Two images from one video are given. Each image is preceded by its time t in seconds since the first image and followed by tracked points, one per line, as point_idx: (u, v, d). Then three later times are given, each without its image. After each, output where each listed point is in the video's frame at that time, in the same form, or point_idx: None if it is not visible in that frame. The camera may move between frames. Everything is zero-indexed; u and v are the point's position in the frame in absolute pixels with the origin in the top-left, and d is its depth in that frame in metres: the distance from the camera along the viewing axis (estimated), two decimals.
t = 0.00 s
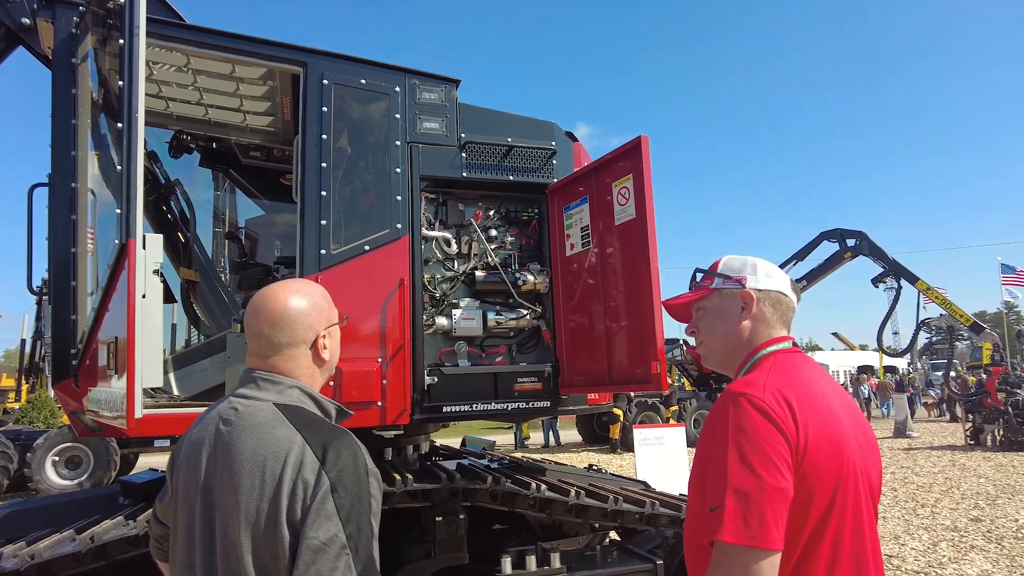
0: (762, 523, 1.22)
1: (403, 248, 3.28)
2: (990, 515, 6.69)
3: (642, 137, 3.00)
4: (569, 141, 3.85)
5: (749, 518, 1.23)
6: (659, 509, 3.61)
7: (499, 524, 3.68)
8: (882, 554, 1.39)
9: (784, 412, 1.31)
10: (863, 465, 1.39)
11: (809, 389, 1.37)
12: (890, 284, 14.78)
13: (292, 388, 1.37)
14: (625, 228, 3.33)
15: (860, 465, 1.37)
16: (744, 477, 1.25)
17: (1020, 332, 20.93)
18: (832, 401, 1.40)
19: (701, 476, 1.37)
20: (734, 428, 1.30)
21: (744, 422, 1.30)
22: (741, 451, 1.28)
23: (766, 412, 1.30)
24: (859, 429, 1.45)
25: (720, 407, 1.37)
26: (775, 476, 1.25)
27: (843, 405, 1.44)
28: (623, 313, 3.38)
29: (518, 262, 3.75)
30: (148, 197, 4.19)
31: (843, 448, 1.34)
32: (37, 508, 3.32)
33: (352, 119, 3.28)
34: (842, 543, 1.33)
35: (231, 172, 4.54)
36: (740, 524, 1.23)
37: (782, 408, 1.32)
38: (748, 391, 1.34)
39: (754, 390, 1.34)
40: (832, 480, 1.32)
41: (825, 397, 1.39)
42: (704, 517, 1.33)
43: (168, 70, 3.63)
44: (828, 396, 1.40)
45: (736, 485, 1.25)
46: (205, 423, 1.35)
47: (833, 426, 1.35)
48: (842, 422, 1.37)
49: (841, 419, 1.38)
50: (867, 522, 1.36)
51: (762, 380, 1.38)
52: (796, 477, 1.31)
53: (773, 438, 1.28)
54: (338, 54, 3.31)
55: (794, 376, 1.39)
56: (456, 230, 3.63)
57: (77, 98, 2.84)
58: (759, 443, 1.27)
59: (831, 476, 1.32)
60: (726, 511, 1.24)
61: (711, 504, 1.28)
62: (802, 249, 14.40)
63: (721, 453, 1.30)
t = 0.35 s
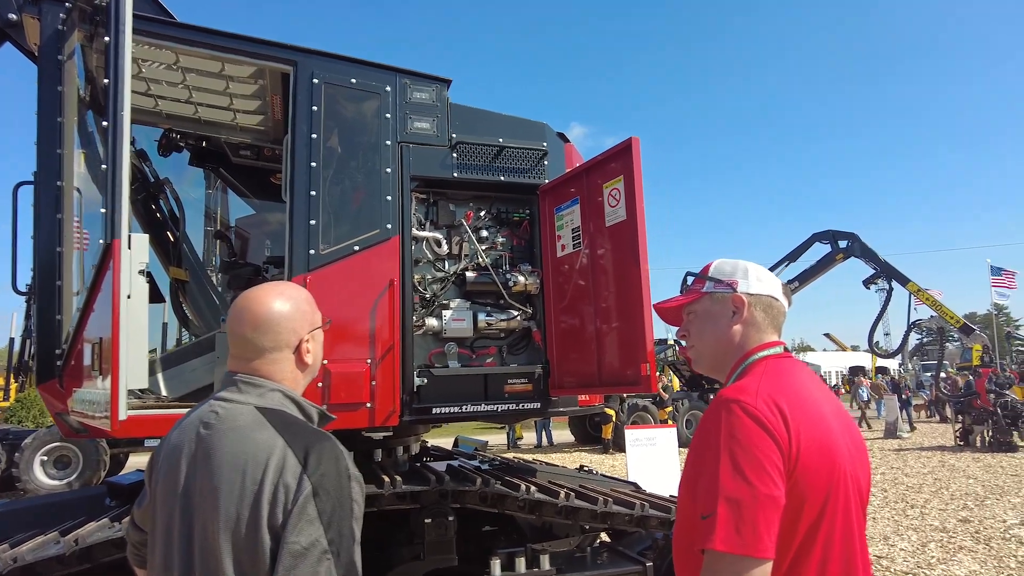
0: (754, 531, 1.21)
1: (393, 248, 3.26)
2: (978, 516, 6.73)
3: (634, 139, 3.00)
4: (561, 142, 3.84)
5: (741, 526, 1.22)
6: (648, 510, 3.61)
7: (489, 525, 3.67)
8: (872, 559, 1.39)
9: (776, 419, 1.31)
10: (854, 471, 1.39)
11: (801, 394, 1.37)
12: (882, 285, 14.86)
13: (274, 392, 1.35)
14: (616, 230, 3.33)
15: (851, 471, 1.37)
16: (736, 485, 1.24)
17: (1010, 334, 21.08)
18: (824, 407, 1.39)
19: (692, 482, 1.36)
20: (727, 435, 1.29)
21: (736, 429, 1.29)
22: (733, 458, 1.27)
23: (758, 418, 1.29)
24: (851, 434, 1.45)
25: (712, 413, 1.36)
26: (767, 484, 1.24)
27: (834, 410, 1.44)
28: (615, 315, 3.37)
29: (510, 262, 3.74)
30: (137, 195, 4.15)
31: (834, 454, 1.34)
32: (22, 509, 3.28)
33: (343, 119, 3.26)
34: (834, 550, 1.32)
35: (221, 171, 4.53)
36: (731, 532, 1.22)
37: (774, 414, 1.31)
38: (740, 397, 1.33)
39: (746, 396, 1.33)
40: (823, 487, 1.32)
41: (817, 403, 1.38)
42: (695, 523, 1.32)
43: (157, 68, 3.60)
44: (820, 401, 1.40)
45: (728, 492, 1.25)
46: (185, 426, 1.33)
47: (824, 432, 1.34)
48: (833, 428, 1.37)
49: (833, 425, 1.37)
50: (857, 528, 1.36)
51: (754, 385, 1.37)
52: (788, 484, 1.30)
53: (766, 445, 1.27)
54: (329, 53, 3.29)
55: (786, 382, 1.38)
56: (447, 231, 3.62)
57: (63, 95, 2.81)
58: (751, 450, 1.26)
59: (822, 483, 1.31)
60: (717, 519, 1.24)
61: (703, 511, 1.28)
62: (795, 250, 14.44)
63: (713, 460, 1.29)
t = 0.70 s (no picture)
0: (727, 533, 1.20)
1: (379, 247, 3.24)
2: (969, 515, 6.74)
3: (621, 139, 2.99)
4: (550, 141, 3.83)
5: (714, 529, 1.21)
6: (636, 511, 3.61)
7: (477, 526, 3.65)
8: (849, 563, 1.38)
9: (753, 421, 1.29)
10: (833, 473, 1.37)
11: (778, 396, 1.35)
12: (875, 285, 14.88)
13: (240, 392, 1.33)
14: (604, 230, 3.31)
15: (829, 473, 1.35)
16: (710, 487, 1.23)
17: (1003, 333, 21.16)
18: (803, 410, 1.37)
19: (667, 484, 1.34)
20: (702, 437, 1.28)
21: (711, 431, 1.28)
22: (708, 460, 1.25)
23: (734, 421, 1.28)
24: (831, 436, 1.43)
25: (689, 414, 1.34)
26: (741, 486, 1.23)
27: (814, 412, 1.42)
28: (603, 315, 3.36)
29: (497, 262, 3.72)
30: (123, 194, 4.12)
31: (811, 456, 1.33)
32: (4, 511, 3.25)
33: (328, 117, 3.23)
34: (810, 552, 1.31)
35: (210, 170, 4.49)
36: (705, 535, 1.21)
37: (751, 417, 1.29)
38: (716, 399, 1.32)
39: (722, 397, 1.32)
40: (799, 489, 1.30)
41: (795, 405, 1.37)
42: (670, 525, 1.31)
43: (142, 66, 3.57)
44: (798, 404, 1.38)
45: (702, 494, 1.23)
46: (151, 429, 1.31)
47: (801, 434, 1.33)
48: (811, 430, 1.35)
49: (810, 427, 1.36)
50: (834, 530, 1.34)
51: (731, 387, 1.35)
52: (764, 486, 1.29)
53: (741, 447, 1.26)
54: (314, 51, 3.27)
55: (763, 383, 1.37)
56: (435, 230, 3.60)
57: (45, 92, 2.77)
58: (726, 452, 1.25)
59: (798, 485, 1.30)
60: (691, 521, 1.22)
61: (677, 513, 1.26)
62: (789, 250, 14.46)
63: (689, 462, 1.28)
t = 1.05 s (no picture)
0: (702, 530, 1.19)
1: (369, 244, 3.22)
2: (963, 514, 6.74)
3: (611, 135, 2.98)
4: (542, 138, 3.82)
5: (688, 525, 1.20)
6: (627, 510, 3.60)
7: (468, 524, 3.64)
8: (830, 559, 1.36)
9: (730, 417, 1.28)
10: (812, 470, 1.36)
11: (757, 392, 1.34)
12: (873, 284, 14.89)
13: (207, 387, 1.32)
14: (595, 227, 3.30)
15: (809, 470, 1.34)
16: (685, 484, 1.22)
17: (999, 332, 21.20)
18: (783, 406, 1.36)
19: (644, 481, 1.34)
20: (678, 433, 1.27)
21: (688, 427, 1.26)
22: (684, 456, 1.24)
23: (711, 417, 1.27)
24: (812, 433, 1.41)
25: (666, 410, 1.33)
26: (716, 482, 1.22)
27: (795, 408, 1.41)
28: (593, 313, 3.35)
29: (489, 259, 3.72)
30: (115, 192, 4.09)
31: (790, 452, 1.31)
32: None
33: (319, 113, 3.21)
34: (788, 549, 1.30)
35: (202, 167, 4.47)
36: (679, 531, 1.20)
37: (728, 413, 1.28)
38: (694, 394, 1.30)
39: (700, 393, 1.31)
40: (777, 486, 1.29)
41: (774, 401, 1.36)
42: (646, 521, 1.30)
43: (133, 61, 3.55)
44: (777, 400, 1.37)
45: (677, 491, 1.22)
46: (126, 427, 1.31)
47: (779, 430, 1.32)
48: (790, 427, 1.34)
49: (789, 423, 1.34)
50: (813, 526, 1.33)
51: (709, 383, 1.34)
52: (742, 483, 1.28)
53: (717, 443, 1.24)
54: (305, 46, 3.25)
55: (742, 379, 1.36)
56: (427, 227, 3.59)
57: (32, 87, 2.75)
58: (702, 448, 1.24)
59: (776, 482, 1.29)
60: (665, 517, 1.21)
61: (652, 509, 1.25)
62: (786, 249, 14.46)
63: (664, 458, 1.27)
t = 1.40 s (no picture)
0: (675, 523, 1.18)
1: (362, 240, 3.21)
2: (963, 515, 6.72)
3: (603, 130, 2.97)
4: (537, 134, 3.80)
5: (661, 518, 1.19)
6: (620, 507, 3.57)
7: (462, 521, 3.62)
8: (811, 554, 1.35)
9: (707, 410, 1.27)
10: (792, 463, 1.34)
11: (735, 385, 1.32)
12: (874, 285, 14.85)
13: (182, 379, 1.34)
14: (588, 223, 3.28)
15: (788, 463, 1.32)
16: (659, 476, 1.21)
17: (1001, 333, 21.15)
18: (762, 399, 1.35)
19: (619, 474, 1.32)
20: (653, 425, 1.26)
21: (663, 419, 1.25)
22: (659, 449, 1.23)
23: (687, 409, 1.25)
24: (793, 427, 1.40)
25: (643, 402, 1.32)
26: (691, 475, 1.20)
27: (775, 402, 1.39)
28: (586, 309, 3.34)
29: (483, 255, 3.71)
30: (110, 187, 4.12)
31: (768, 445, 1.30)
32: None
33: (311, 107, 3.20)
34: (767, 543, 1.29)
35: (197, 162, 4.46)
36: (652, 524, 1.19)
37: (704, 405, 1.27)
38: (670, 387, 1.29)
39: (676, 385, 1.29)
40: (755, 479, 1.28)
41: (753, 394, 1.34)
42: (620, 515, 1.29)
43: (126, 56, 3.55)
44: (757, 393, 1.35)
45: (651, 484, 1.21)
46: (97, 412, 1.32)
47: (757, 423, 1.30)
48: (769, 420, 1.32)
49: (768, 416, 1.33)
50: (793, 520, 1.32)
51: (686, 375, 1.33)
52: (719, 476, 1.26)
53: (692, 436, 1.23)
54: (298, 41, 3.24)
55: (720, 371, 1.34)
56: (420, 223, 3.59)
57: (23, 80, 2.74)
58: (676, 441, 1.22)
59: (753, 475, 1.27)
60: (639, 510, 1.20)
61: (627, 502, 1.24)
62: (787, 249, 14.44)
63: (638, 451, 1.26)
